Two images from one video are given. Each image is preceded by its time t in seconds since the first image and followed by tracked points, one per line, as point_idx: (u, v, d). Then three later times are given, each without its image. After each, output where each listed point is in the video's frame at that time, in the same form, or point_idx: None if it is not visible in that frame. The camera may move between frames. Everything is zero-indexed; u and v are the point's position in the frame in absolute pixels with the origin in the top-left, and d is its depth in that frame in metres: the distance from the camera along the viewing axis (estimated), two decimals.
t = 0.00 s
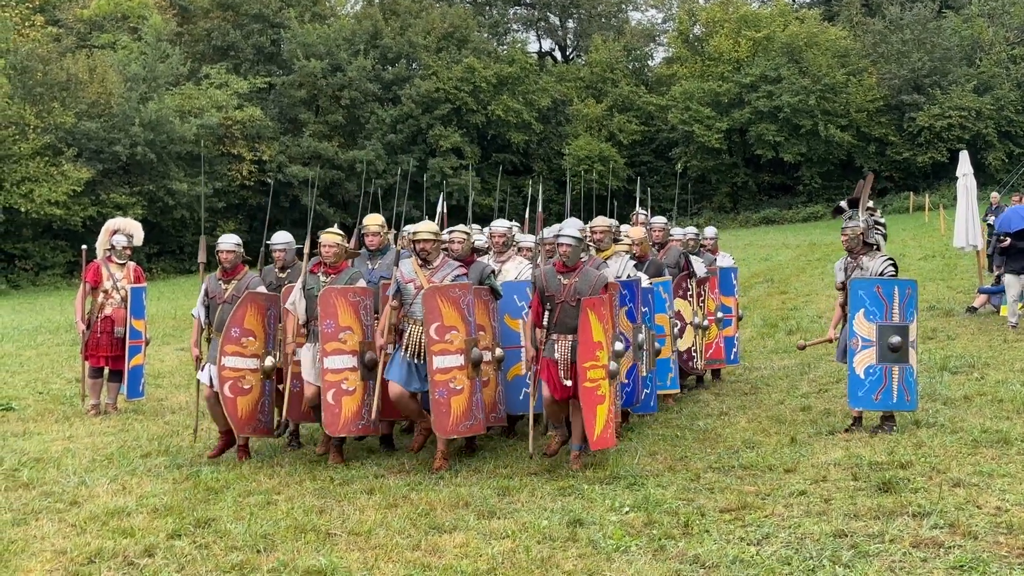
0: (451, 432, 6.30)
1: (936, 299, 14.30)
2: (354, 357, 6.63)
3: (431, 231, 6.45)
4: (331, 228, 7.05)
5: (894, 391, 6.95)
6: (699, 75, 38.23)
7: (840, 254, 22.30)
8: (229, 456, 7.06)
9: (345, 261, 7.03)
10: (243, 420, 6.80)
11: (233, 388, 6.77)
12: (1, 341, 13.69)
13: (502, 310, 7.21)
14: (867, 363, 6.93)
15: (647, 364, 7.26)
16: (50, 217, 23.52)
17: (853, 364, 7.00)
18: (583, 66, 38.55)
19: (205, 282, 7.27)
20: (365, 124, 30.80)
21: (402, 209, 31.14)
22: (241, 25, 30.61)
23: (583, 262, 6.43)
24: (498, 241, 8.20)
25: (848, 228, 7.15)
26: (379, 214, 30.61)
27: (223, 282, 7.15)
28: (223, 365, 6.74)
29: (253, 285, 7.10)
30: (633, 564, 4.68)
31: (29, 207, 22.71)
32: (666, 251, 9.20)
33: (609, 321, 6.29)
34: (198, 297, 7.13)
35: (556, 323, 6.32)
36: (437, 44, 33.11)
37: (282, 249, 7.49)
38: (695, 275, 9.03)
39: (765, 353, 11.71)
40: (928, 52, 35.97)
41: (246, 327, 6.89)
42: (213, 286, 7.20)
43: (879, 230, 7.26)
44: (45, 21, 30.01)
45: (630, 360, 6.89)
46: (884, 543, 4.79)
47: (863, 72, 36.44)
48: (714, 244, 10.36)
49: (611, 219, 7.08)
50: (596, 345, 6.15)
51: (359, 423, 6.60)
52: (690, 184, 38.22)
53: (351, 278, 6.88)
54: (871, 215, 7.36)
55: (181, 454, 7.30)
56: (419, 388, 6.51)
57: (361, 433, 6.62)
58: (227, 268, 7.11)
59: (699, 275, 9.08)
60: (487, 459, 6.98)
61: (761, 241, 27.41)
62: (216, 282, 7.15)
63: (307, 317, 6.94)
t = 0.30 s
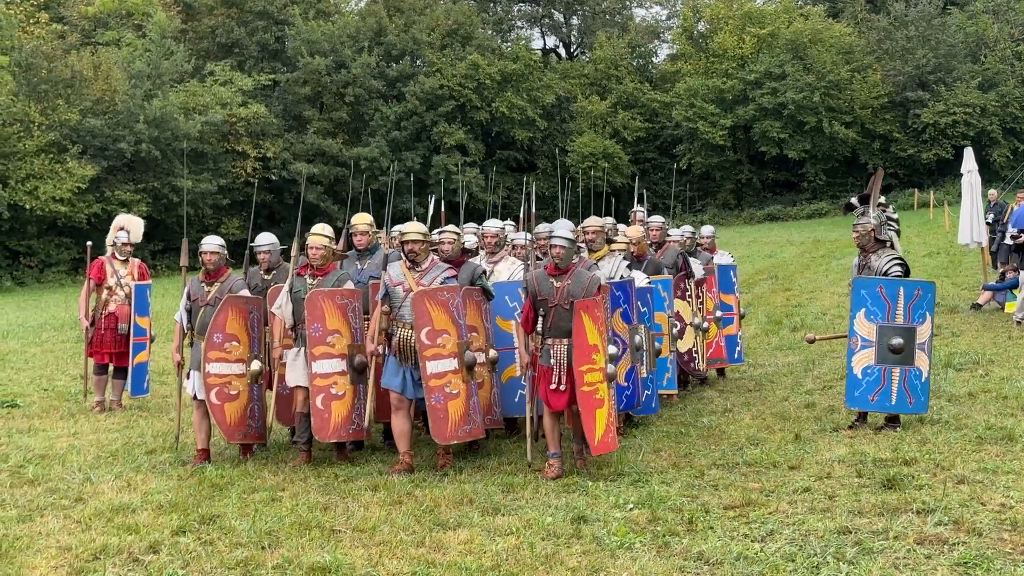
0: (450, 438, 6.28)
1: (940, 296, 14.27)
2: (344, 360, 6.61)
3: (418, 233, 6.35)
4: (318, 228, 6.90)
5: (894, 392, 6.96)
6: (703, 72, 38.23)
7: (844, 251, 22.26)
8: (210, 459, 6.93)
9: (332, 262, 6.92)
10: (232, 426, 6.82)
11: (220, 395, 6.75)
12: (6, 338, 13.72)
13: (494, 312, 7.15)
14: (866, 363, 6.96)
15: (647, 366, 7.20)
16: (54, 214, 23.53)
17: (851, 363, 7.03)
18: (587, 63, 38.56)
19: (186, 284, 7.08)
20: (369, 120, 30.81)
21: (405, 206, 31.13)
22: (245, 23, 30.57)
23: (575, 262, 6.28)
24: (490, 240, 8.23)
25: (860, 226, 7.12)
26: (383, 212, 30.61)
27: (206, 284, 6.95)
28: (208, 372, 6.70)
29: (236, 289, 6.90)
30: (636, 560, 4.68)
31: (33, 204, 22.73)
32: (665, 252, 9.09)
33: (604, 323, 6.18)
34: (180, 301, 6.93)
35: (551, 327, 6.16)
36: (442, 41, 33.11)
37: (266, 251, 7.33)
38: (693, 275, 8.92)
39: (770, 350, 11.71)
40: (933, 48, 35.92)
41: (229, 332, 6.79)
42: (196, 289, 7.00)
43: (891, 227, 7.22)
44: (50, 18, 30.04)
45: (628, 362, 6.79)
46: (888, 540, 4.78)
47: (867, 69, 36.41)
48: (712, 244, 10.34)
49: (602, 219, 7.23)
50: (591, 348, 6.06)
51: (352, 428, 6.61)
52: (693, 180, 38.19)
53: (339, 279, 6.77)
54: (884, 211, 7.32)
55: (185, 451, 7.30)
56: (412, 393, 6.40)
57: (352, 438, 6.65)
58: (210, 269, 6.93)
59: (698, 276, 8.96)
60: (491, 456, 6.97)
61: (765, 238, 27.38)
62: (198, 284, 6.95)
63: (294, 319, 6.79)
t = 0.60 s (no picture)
0: (437, 433, 6.13)
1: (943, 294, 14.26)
2: (333, 356, 6.43)
3: (408, 224, 6.29)
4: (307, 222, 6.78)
5: (894, 388, 6.97)
6: (706, 70, 38.17)
7: (849, 249, 22.27)
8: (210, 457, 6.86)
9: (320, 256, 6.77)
10: (217, 425, 6.67)
11: (205, 393, 6.64)
12: (9, 336, 13.73)
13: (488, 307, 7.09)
14: (866, 359, 7.02)
15: (647, 364, 7.29)
16: (58, 212, 23.53)
17: (854, 358, 7.08)
18: (591, 61, 38.55)
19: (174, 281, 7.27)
20: (373, 118, 30.83)
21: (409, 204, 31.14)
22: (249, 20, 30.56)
23: (572, 260, 6.28)
24: (484, 236, 8.32)
25: (871, 220, 7.11)
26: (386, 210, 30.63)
27: (192, 281, 7.18)
28: (193, 370, 6.61)
29: (223, 285, 7.02)
30: (640, 558, 4.68)
31: (37, 202, 22.74)
32: (662, 248, 9.08)
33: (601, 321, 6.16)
34: (165, 297, 7.12)
35: (546, 326, 6.14)
36: (445, 39, 33.12)
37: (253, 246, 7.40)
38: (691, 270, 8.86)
39: (773, 348, 11.70)
40: (937, 46, 35.90)
41: (216, 329, 6.72)
42: (181, 286, 7.20)
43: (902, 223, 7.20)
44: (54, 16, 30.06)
45: (623, 356, 6.78)
46: (892, 539, 4.78)
47: (871, 67, 36.34)
48: (710, 239, 10.32)
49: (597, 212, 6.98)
50: (589, 345, 6.03)
51: (341, 424, 6.45)
52: (697, 178, 38.17)
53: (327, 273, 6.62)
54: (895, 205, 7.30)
55: (189, 449, 7.32)
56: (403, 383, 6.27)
57: (343, 434, 6.47)
58: (197, 267, 7.16)
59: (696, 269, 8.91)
60: (494, 454, 6.98)
61: (769, 236, 27.38)
62: (184, 281, 7.16)
63: (281, 315, 6.82)
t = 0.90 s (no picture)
0: (422, 441, 6.11)
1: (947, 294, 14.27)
2: (321, 363, 6.34)
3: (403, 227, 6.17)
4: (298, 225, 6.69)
5: (896, 388, 6.97)
6: (709, 70, 38.13)
7: (852, 249, 22.27)
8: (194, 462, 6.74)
9: (311, 261, 6.69)
10: (200, 428, 6.50)
11: (191, 395, 6.49)
12: (11, 334, 13.74)
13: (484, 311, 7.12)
14: (869, 358, 7.03)
15: (643, 369, 7.25)
16: (61, 211, 23.53)
17: (857, 358, 7.10)
18: (593, 60, 38.57)
19: (162, 281, 6.96)
20: (376, 117, 30.84)
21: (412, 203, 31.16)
22: (251, 19, 30.56)
23: (572, 261, 6.25)
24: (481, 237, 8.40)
25: (875, 220, 7.13)
26: (389, 209, 30.64)
27: (180, 281, 6.85)
28: (180, 371, 6.46)
29: (213, 286, 6.77)
30: (642, 557, 4.69)
31: (40, 200, 22.75)
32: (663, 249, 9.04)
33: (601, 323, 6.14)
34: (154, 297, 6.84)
35: (546, 327, 6.13)
36: (448, 38, 33.13)
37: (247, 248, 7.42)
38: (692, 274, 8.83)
39: (776, 348, 11.70)
40: (940, 45, 35.88)
41: (205, 331, 6.55)
42: (171, 286, 6.89)
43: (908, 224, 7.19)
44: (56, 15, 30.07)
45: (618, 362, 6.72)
46: (894, 538, 4.79)
47: (874, 67, 36.30)
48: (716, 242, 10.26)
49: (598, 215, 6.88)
50: (588, 349, 6.01)
51: (324, 434, 6.35)
52: (700, 178, 38.16)
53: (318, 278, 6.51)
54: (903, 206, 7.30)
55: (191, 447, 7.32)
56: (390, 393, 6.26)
57: (328, 444, 6.38)
58: (186, 267, 6.80)
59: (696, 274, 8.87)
60: (496, 452, 7.00)
61: (772, 235, 27.40)
62: (174, 280, 6.84)
63: (270, 320, 6.65)
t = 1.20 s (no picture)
0: (414, 444, 6.11)
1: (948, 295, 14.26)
2: (308, 363, 6.35)
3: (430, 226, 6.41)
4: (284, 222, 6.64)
5: (897, 388, 6.98)
6: (711, 70, 38.10)
7: (852, 250, 22.26)
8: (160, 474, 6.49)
9: (298, 258, 6.63)
10: (186, 433, 6.43)
11: (175, 400, 6.39)
12: (14, 334, 13.76)
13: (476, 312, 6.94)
14: (870, 358, 7.03)
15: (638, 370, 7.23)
16: (62, 211, 23.52)
17: (860, 358, 7.10)
18: (594, 61, 38.54)
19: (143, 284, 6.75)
20: (377, 118, 30.83)
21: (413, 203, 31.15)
22: (253, 19, 30.57)
23: (566, 263, 6.13)
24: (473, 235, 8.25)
25: (878, 222, 7.18)
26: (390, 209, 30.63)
27: (163, 284, 6.66)
28: (164, 376, 6.35)
29: (196, 289, 6.59)
30: (644, 558, 4.69)
31: (42, 200, 22.75)
32: (660, 247, 8.99)
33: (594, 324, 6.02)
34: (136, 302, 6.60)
35: (538, 331, 6.00)
36: (449, 38, 33.13)
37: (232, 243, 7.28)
38: (690, 272, 8.78)
39: (778, 348, 11.70)
40: (941, 46, 35.85)
41: (188, 334, 6.46)
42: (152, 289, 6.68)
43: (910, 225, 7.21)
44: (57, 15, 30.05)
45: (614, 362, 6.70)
46: (895, 539, 4.79)
47: (875, 67, 36.24)
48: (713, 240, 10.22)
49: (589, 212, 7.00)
50: (581, 353, 5.91)
51: (312, 436, 6.33)
52: (702, 178, 38.13)
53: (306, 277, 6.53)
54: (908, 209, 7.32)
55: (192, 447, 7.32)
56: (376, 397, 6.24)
57: (316, 445, 6.36)
58: (168, 269, 6.63)
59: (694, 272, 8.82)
60: (497, 452, 7.00)
61: (773, 236, 27.39)
62: (155, 284, 6.64)
63: (259, 319, 6.56)
